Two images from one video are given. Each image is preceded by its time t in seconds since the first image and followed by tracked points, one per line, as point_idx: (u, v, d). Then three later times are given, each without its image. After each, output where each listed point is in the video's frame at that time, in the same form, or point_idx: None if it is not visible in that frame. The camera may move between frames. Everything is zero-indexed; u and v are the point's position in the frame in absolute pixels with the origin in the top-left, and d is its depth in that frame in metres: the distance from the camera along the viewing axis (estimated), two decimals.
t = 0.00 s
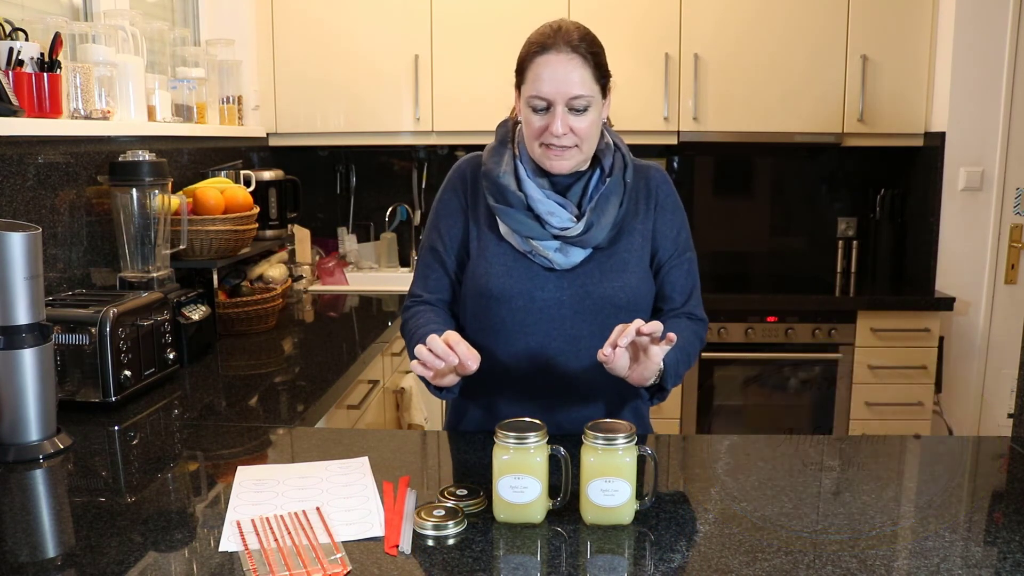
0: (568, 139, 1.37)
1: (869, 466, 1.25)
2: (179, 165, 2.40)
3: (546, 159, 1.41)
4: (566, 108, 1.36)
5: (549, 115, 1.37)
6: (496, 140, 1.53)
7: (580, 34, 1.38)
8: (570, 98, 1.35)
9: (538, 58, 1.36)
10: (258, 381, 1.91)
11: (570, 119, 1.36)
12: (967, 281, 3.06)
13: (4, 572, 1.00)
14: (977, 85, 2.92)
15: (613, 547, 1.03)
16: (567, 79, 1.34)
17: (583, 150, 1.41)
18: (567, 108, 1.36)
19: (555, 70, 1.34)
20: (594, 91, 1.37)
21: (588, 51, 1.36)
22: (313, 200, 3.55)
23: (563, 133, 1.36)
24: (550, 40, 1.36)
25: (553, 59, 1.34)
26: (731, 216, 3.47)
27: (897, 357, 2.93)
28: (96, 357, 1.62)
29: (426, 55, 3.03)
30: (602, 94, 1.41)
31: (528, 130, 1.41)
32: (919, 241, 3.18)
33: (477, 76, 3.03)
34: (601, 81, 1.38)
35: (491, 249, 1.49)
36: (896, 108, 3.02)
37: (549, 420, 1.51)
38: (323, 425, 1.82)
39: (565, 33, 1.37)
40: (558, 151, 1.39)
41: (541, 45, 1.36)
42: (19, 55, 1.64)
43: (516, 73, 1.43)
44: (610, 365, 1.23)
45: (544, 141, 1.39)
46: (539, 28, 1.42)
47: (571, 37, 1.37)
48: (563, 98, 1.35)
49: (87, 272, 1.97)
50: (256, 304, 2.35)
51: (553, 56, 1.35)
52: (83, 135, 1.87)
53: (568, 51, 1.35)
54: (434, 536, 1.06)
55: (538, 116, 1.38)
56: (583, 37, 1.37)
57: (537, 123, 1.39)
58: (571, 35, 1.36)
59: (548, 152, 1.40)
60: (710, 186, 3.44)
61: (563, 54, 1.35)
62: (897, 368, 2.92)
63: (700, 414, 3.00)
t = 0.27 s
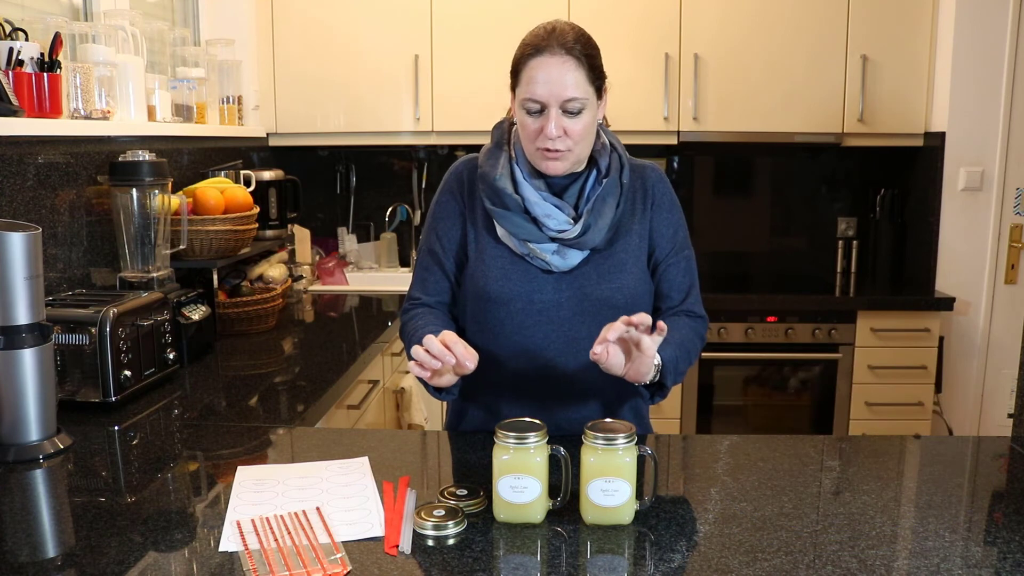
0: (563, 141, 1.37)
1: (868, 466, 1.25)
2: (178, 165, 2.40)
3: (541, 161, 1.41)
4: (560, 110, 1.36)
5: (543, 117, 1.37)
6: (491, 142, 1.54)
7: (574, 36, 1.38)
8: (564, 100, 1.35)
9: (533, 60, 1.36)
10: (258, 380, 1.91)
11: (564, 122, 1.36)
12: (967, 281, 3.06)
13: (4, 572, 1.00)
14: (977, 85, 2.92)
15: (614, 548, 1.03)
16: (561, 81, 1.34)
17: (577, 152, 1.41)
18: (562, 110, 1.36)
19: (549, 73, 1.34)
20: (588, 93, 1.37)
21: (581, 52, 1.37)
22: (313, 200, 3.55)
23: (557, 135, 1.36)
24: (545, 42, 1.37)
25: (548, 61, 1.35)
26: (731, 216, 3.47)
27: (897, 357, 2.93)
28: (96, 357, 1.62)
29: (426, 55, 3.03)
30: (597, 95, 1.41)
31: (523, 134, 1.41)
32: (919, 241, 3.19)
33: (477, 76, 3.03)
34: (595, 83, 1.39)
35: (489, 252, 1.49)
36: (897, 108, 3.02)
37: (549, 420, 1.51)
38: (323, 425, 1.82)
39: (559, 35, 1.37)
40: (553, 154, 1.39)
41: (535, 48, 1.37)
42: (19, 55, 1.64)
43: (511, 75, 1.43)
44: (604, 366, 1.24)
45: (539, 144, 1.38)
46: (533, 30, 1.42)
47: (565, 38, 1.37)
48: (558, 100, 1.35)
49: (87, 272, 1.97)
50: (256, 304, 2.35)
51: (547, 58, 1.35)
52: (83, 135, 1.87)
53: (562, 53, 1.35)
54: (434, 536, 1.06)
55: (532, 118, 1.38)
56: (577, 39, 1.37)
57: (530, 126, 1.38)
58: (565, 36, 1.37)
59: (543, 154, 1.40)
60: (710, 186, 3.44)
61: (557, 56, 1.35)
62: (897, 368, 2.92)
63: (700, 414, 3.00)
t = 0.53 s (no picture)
0: (566, 132, 1.36)
1: (868, 466, 1.26)
2: (178, 165, 2.40)
3: (542, 154, 1.39)
4: (564, 101, 1.35)
5: (547, 108, 1.36)
6: (491, 143, 1.53)
7: (578, 30, 1.39)
8: (569, 90, 1.35)
9: (538, 52, 1.36)
10: (258, 380, 1.91)
11: (568, 112, 1.36)
12: (967, 281, 3.06)
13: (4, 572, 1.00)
14: (977, 85, 2.92)
15: (614, 548, 1.03)
16: (565, 72, 1.35)
17: (580, 146, 1.39)
18: (564, 101, 1.35)
19: (554, 63, 1.35)
20: (592, 85, 1.37)
21: (586, 46, 1.37)
22: (313, 200, 3.55)
23: (561, 125, 1.35)
24: (549, 35, 1.37)
25: (552, 52, 1.35)
26: (731, 215, 3.47)
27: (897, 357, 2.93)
28: (96, 357, 1.62)
29: (426, 55, 3.03)
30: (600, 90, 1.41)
31: (524, 125, 1.40)
32: (919, 241, 3.19)
33: (476, 76, 3.03)
34: (599, 78, 1.39)
35: (488, 253, 1.49)
36: (897, 108, 3.02)
37: (549, 420, 1.51)
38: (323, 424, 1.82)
39: (564, 28, 1.38)
40: (556, 145, 1.38)
41: (540, 39, 1.37)
42: (19, 55, 1.64)
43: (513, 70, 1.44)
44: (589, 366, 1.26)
45: (542, 135, 1.37)
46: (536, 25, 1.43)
47: (570, 32, 1.37)
48: (561, 91, 1.35)
49: (87, 272, 1.97)
50: (256, 304, 2.36)
51: (552, 48, 1.35)
52: (83, 135, 1.87)
53: (566, 45, 1.36)
54: (434, 536, 1.06)
55: (536, 109, 1.37)
56: (581, 33, 1.38)
57: (534, 117, 1.38)
58: (570, 30, 1.37)
59: (545, 145, 1.38)
60: (710, 186, 3.44)
61: (561, 48, 1.36)
62: (897, 368, 2.92)
63: (700, 414, 3.00)
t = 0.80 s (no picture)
0: (580, 115, 1.36)
1: (868, 466, 1.26)
2: (178, 165, 2.40)
3: (552, 136, 1.37)
4: (583, 84, 1.36)
5: (565, 89, 1.36)
6: (493, 140, 1.52)
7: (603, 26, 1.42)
8: (590, 74, 1.36)
9: (564, 35, 1.39)
10: (258, 380, 1.91)
11: (585, 95, 1.36)
12: (967, 281, 3.06)
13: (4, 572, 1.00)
14: (977, 86, 2.92)
15: (613, 548, 1.03)
16: (588, 57, 1.36)
17: (590, 135, 1.38)
18: (585, 85, 1.36)
19: (579, 45, 1.37)
20: (611, 75, 1.39)
21: (610, 40, 1.40)
22: (313, 200, 3.55)
23: (577, 106, 1.35)
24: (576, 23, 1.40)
25: (580, 35, 1.37)
26: (731, 215, 3.47)
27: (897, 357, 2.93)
28: (96, 357, 1.62)
29: (426, 55, 3.03)
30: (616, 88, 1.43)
31: (538, 105, 1.39)
32: (919, 241, 3.19)
33: (476, 76, 3.03)
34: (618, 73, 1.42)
35: (487, 251, 1.49)
36: (897, 108, 3.02)
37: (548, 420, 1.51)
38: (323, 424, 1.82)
39: (590, 20, 1.41)
40: (567, 128, 1.37)
41: (567, 25, 1.40)
42: (19, 55, 1.64)
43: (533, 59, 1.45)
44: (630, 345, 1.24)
45: (556, 115, 1.36)
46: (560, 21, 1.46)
47: (595, 24, 1.41)
48: (582, 74, 1.36)
49: (87, 272, 1.97)
50: (255, 304, 2.36)
51: (580, 32, 1.38)
52: (83, 135, 1.87)
53: (593, 33, 1.39)
54: (434, 536, 1.06)
55: (553, 89, 1.37)
56: (604, 28, 1.41)
57: (550, 97, 1.37)
58: (597, 22, 1.40)
59: (557, 127, 1.37)
60: (709, 186, 3.44)
61: (588, 35, 1.38)
62: (897, 368, 2.92)
63: (700, 414, 3.00)
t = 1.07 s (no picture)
0: (569, 127, 1.36)
1: (868, 466, 1.26)
2: (178, 165, 2.40)
3: (543, 146, 1.39)
4: (571, 96, 1.35)
5: (554, 101, 1.36)
6: (496, 139, 1.51)
7: (595, 30, 1.39)
8: (577, 85, 1.35)
9: (553, 44, 1.37)
10: (258, 381, 1.91)
11: (573, 107, 1.35)
12: (967, 281, 3.06)
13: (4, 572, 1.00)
14: (977, 86, 2.92)
15: (613, 548, 1.03)
16: (576, 68, 1.35)
17: (581, 145, 1.39)
18: (573, 96, 1.36)
19: (567, 57, 1.35)
20: (602, 84, 1.37)
21: (601, 46, 1.38)
22: (313, 200, 3.55)
23: (565, 119, 1.35)
24: (567, 30, 1.38)
25: (566, 47, 1.36)
26: (731, 215, 3.47)
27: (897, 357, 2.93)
28: (96, 357, 1.62)
29: (426, 55, 3.03)
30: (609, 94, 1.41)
31: (530, 115, 1.40)
32: (919, 241, 3.19)
33: (477, 76, 3.03)
34: (610, 79, 1.40)
35: (491, 249, 1.49)
36: (897, 108, 3.02)
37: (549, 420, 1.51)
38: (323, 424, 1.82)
39: (581, 27, 1.38)
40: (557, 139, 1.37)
41: (556, 34, 1.38)
42: (19, 55, 1.64)
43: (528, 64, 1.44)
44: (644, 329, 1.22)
45: (545, 127, 1.37)
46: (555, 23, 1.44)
47: (585, 31, 1.38)
48: (570, 86, 1.35)
49: (87, 272, 1.97)
50: (256, 304, 2.36)
51: (567, 44, 1.36)
52: (83, 135, 1.87)
53: (582, 41, 1.36)
54: (434, 536, 1.06)
55: (542, 100, 1.37)
56: (597, 32, 1.39)
57: (540, 108, 1.38)
58: (586, 29, 1.38)
59: (547, 138, 1.38)
60: (709, 186, 3.44)
61: (576, 44, 1.36)
62: (897, 368, 2.92)
63: (700, 414, 3.00)
